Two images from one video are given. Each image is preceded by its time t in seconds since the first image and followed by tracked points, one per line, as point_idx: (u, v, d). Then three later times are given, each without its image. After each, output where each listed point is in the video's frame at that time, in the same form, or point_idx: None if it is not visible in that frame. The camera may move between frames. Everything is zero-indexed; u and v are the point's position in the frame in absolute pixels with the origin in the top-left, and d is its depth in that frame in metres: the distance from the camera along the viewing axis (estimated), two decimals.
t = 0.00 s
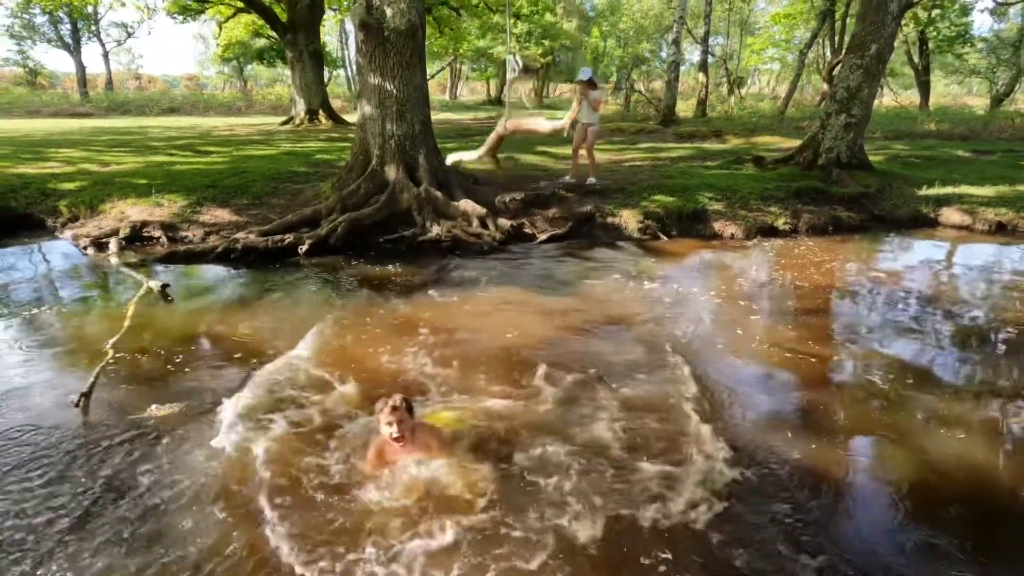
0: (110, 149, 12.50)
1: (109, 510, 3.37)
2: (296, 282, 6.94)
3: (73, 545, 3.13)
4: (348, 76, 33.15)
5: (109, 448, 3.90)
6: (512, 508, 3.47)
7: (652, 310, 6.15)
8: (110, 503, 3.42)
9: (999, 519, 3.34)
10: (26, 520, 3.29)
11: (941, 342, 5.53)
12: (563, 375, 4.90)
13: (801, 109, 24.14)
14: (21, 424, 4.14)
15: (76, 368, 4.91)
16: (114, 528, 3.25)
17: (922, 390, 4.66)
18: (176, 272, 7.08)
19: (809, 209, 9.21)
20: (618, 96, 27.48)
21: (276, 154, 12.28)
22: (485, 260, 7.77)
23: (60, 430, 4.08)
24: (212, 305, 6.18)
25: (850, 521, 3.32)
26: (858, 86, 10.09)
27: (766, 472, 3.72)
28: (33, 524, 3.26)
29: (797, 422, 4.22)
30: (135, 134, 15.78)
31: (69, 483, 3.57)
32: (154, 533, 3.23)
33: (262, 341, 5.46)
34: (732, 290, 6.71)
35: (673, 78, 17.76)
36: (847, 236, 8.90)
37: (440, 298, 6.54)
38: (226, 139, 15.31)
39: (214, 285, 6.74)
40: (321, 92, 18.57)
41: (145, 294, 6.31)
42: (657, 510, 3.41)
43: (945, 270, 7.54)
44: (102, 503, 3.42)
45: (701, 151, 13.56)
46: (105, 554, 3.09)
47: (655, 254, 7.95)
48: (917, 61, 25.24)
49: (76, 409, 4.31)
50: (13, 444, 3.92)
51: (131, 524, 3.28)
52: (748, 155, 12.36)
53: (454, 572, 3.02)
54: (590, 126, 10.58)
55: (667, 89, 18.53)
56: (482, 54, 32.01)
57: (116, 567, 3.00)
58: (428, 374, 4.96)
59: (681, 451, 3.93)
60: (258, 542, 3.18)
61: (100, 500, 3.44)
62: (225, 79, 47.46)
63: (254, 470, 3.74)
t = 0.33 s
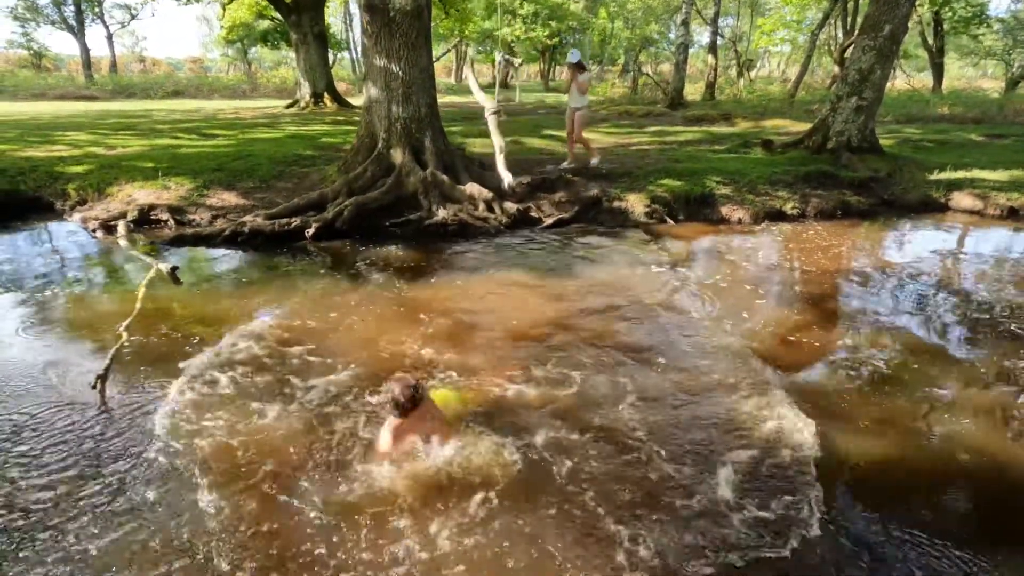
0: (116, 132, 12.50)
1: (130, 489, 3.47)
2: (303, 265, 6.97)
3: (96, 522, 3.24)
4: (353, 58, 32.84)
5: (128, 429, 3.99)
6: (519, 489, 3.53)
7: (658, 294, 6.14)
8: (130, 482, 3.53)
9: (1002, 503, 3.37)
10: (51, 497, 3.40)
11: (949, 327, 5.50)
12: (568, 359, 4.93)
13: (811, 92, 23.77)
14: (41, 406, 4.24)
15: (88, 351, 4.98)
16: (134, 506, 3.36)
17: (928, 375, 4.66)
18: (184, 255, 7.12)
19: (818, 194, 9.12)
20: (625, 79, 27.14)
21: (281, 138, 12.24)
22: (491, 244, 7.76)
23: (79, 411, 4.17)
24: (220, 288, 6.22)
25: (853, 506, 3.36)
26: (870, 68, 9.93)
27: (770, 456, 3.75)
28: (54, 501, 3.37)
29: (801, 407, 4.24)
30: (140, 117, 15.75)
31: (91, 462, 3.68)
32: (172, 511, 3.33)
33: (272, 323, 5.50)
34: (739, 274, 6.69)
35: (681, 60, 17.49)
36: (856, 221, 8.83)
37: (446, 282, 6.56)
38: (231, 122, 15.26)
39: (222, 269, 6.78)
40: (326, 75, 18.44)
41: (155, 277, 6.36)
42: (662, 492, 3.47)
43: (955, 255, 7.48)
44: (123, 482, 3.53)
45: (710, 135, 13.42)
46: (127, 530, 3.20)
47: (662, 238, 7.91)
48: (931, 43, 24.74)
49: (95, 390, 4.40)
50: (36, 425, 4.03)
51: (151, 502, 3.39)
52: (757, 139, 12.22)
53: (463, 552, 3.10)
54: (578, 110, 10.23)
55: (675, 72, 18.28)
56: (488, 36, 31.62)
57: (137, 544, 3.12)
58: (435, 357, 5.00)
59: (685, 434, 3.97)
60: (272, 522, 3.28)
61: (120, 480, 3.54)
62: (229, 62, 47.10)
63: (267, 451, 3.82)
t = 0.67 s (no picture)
0: (120, 115, 12.47)
1: (137, 472, 3.54)
2: (308, 250, 6.98)
3: (109, 502, 3.32)
4: (356, 41, 32.50)
5: (136, 412, 4.06)
6: (520, 474, 3.57)
7: (662, 280, 6.14)
8: (138, 465, 3.59)
9: (1001, 489, 3.40)
10: (63, 477, 3.49)
11: (954, 313, 5.50)
12: (571, 344, 4.96)
13: (821, 75, 23.39)
14: (51, 386, 4.32)
15: (96, 334, 5.03)
16: (141, 489, 3.42)
17: (930, 361, 4.66)
18: (190, 239, 7.14)
19: (825, 179, 9.04)
20: (632, 61, 26.74)
21: (284, 121, 12.20)
22: (495, 229, 7.74)
23: (87, 393, 4.24)
24: (226, 272, 6.26)
25: (852, 490, 3.40)
26: (881, 51, 9.77)
27: (770, 441, 3.79)
28: (67, 482, 3.45)
29: (803, 392, 4.26)
30: (144, 101, 15.71)
31: (100, 444, 3.75)
32: (178, 494, 3.39)
33: (277, 307, 5.54)
34: (744, 260, 6.67)
35: (689, 42, 17.24)
36: (863, 206, 8.76)
37: (450, 266, 6.56)
38: (235, 105, 15.19)
39: (227, 253, 6.79)
40: (330, 57, 18.28)
41: (161, 260, 6.40)
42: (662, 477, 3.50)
43: (961, 241, 7.42)
44: (131, 464, 3.59)
45: (717, 119, 13.27)
46: (134, 512, 3.27)
47: (667, 223, 7.88)
48: (944, 26, 24.23)
49: (106, 372, 4.48)
50: (46, 406, 4.11)
51: (162, 484, 3.46)
52: (764, 123, 12.09)
53: (464, 535, 3.15)
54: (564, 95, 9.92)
55: (682, 54, 18.04)
56: (493, 18, 31.19)
57: (147, 524, 3.19)
58: (438, 342, 5.05)
59: (687, 419, 4.01)
60: (280, 503, 3.34)
61: (128, 462, 3.61)
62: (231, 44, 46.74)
63: (272, 435, 3.87)
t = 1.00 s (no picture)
0: (123, 101, 12.43)
1: (141, 456, 3.58)
2: (311, 236, 6.97)
3: (116, 485, 3.36)
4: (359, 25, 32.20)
5: (138, 396, 4.09)
6: (523, 463, 3.57)
7: (667, 267, 6.10)
8: (138, 451, 3.61)
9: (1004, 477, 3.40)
10: (70, 461, 3.52)
11: (962, 301, 5.45)
12: (575, 331, 4.95)
13: (831, 60, 23.03)
14: (57, 370, 4.35)
15: (101, 318, 5.05)
16: (143, 474, 3.45)
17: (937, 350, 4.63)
18: (194, 225, 7.13)
19: (833, 165, 8.93)
20: (637, 47, 26.42)
21: (287, 106, 12.12)
22: (500, 215, 7.70)
23: (90, 377, 4.27)
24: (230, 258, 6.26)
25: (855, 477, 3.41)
26: (892, 35, 9.60)
27: (774, 428, 3.79)
28: (74, 465, 3.49)
29: (808, 380, 4.25)
30: (147, 86, 15.65)
31: (105, 429, 3.78)
32: (181, 479, 3.42)
33: (281, 293, 5.56)
34: (750, 247, 6.62)
35: (696, 27, 17.00)
36: (871, 193, 8.66)
37: (454, 253, 6.55)
38: (237, 91, 15.09)
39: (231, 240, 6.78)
40: (333, 42, 18.12)
41: (165, 246, 6.41)
42: (665, 465, 3.51)
43: (970, 229, 7.34)
44: (136, 448, 3.63)
45: (723, 105, 13.12)
46: (135, 497, 3.30)
47: (672, 210, 7.81)
48: (957, 10, 23.77)
49: (110, 357, 4.51)
50: (50, 388, 4.13)
51: (168, 468, 3.50)
52: (771, 109, 11.94)
53: (465, 523, 3.16)
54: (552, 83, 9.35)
55: (689, 40, 17.80)
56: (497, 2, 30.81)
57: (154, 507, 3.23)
58: (442, 328, 5.05)
59: (690, 406, 4.01)
60: (285, 488, 3.38)
61: (129, 448, 3.64)
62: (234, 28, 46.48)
63: (275, 422, 3.88)
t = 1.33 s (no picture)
0: (126, 88, 12.39)
1: (147, 443, 3.61)
2: (315, 224, 6.96)
3: (123, 470, 3.40)
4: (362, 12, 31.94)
5: (144, 384, 4.11)
6: (527, 454, 3.56)
7: (672, 256, 6.06)
8: (144, 439, 3.63)
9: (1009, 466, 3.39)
10: (77, 447, 3.55)
11: (969, 291, 5.40)
12: (579, 320, 4.93)
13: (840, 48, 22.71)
14: (62, 357, 4.38)
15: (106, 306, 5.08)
16: (149, 462, 3.47)
17: (943, 339, 4.61)
18: (197, 213, 7.13)
19: (841, 154, 8.84)
20: (644, 35, 26.12)
21: (290, 94, 12.05)
22: (504, 203, 7.67)
23: (96, 364, 4.29)
24: (234, 246, 6.27)
25: (859, 465, 3.40)
26: (902, 21, 9.45)
27: (778, 417, 3.78)
28: (81, 452, 3.52)
29: (813, 369, 4.22)
30: (150, 73, 15.58)
31: (111, 416, 3.81)
32: (185, 470, 3.42)
33: (285, 281, 5.56)
34: (756, 236, 6.58)
35: (703, 14, 16.77)
36: (878, 182, 8.58)
37: (458, 241, 6.53)
38: (240, 78, 15.01)
39: (236, 227, 6.79)
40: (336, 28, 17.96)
41: (169, 234, 6.41)
42: (669, 454, 3.50)
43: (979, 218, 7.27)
44: (141, 434, 3.67)
45: (730, 93, 12.98)
46: (141, 485, 3.32)
47: (677, 199, 7.76)
48: None
49: (115, 344, 4.53)
50: (54, 376, 4.16)
51: (174, 454, 3.52)
52: (778, 97, 11.81)
53: (468, 514, 3.16)
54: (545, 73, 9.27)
55: (695, 27, 17.56)
56: None
57: (162, 492, 3.27)
58: (447, 316, 5.04)
59: (694, 395, 4.00)
60: (291, 474, 3.40)
61: (135, 436, 3.65)
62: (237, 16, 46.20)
63: (278, 412, 3.88)
